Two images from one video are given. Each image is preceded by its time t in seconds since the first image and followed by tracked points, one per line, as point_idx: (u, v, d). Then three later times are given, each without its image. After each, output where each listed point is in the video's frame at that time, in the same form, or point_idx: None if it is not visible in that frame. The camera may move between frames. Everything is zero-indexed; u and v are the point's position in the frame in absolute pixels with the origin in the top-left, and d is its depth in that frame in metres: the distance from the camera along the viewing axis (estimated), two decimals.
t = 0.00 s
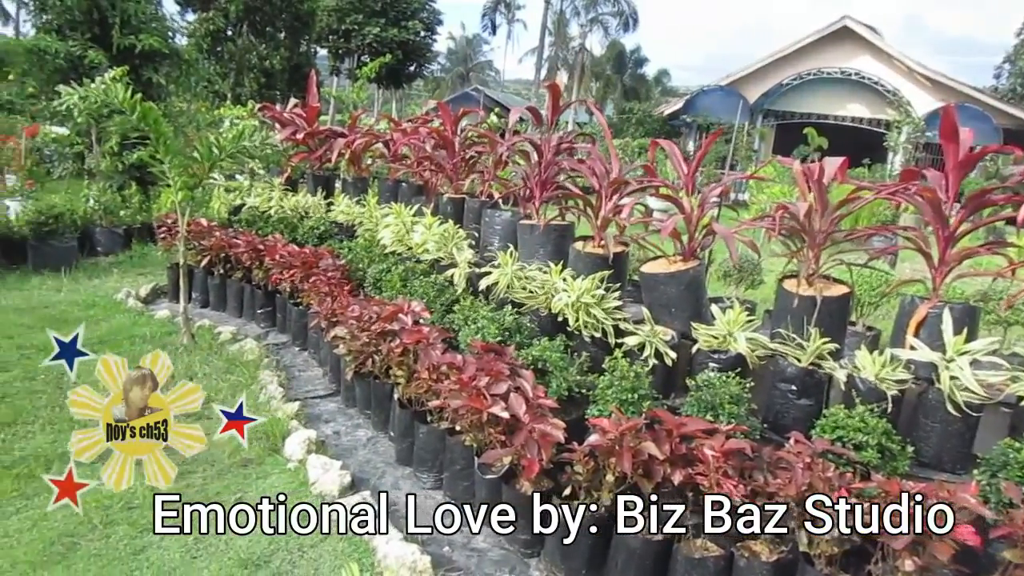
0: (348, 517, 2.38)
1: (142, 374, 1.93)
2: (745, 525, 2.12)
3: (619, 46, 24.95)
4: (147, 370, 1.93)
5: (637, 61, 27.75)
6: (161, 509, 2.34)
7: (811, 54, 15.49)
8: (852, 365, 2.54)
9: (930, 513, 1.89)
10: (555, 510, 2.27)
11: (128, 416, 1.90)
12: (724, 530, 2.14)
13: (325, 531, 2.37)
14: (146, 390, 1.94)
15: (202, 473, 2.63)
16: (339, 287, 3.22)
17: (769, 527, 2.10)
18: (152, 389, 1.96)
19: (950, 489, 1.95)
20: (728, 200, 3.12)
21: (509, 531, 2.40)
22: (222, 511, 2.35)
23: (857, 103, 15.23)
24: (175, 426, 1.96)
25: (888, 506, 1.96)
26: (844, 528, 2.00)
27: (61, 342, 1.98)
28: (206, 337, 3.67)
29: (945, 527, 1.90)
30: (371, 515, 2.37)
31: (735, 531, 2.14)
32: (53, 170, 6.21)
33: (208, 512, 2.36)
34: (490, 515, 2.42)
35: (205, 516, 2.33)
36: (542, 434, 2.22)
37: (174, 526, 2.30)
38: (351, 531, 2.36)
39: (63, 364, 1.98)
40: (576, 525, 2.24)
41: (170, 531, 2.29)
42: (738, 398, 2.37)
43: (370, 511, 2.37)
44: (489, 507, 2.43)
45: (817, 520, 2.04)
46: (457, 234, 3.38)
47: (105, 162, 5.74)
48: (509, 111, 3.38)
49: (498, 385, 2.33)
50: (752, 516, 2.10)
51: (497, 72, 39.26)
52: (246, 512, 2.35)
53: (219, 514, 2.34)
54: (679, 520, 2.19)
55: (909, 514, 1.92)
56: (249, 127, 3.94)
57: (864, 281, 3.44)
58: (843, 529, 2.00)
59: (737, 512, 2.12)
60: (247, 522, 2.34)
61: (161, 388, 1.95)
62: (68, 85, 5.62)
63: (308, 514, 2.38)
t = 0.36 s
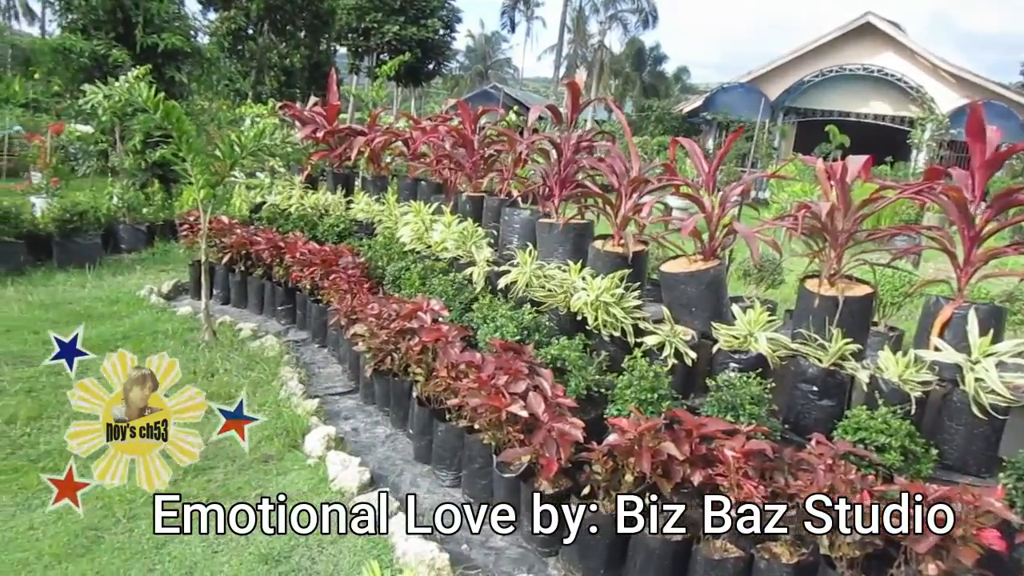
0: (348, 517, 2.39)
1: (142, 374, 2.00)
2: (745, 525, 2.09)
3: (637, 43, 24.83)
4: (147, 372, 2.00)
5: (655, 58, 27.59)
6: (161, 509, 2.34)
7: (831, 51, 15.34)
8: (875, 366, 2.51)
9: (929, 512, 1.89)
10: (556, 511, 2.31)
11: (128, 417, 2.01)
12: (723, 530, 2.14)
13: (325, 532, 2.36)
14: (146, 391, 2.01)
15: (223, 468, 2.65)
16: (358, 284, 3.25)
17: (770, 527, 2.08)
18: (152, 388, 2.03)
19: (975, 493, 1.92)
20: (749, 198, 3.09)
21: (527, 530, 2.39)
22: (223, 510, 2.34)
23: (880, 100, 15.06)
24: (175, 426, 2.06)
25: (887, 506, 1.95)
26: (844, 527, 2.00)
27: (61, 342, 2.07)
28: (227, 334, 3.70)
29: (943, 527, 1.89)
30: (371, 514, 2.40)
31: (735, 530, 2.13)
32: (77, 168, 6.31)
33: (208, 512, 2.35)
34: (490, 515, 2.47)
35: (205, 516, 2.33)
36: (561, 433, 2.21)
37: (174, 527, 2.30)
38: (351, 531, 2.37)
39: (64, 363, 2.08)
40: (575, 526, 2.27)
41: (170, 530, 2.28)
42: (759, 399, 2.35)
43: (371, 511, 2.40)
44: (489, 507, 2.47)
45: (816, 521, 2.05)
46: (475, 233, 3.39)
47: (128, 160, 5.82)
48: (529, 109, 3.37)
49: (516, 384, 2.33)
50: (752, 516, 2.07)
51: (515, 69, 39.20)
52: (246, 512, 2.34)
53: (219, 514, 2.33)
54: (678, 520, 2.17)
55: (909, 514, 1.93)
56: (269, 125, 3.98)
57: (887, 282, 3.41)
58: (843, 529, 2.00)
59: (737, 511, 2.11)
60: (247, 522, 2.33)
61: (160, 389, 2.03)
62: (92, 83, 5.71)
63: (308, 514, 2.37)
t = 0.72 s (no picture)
0: (349, 517, 2.38)
1: (142, 375, 1.93)
2: (745, 525, 2.10)
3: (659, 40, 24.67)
4: (146, 371, 1.92)
5: (679, 55, 27.46)
6: (162, 508, 2.33)
7: (856, 47, 15.13)
8: (903, 367, 2.48)
9: (928, 513, 1.92)
10: (556, 511, 2.35)
11: (128, 417, 1.97)
12: (724, 530, 2.15)
13: (327, 531, 2.35)
14: (146, 391, 1.96)
15: (247, 465, 2.68)
16: (381, 282, 3.27)
17: (770, 527, 2.07)
18: (151, 388, 1.98)
19: (1006, 497, 1.89)
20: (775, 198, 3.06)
21: (549, 529, 2.39)
22: (222, 510, 2.33)
23: (908, 97, 14.79)
24: (175, 426, 2.03)
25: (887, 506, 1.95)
26: (844, 527, 2.04)
27: (62, 341, 2.04)
28: (251, 330, 3.74)
29: (944, 527, 1.90)
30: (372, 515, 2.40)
31: (736, 531, 2.14)
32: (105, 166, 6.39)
33: (208, 512, 2.34)
34: (490, 515, 2.50)
35: (205, 516, 2.32)
36: (584, 433, 2.21)
37: (174, 526, 2.28)
38: (352, 530, 2.36)
39: (64, 362, 2.06)
40: (576, 526, 2.33)
41: (170, 530, 2.27)
42: (784, 400, 2.32)
43: (371, 511, 2.40)
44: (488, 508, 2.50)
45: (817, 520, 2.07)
46: (498, 231, 3.38)
47: (155, 159, 5.90)
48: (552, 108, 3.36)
49: (539, 383, 2.32)
50: (752, 516, 2.09)
51: (535, 67, 39.12)
52: (246, 511, 2.33)
53: (219, 514, 2.32)
54: (679, 520, 2.18)
55: (906, 514, 1.95)
56: (293, 124, 4.00)
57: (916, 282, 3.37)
58: (842, 528, 2.04)
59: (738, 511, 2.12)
60: (247, 522, 2.31)
61: (161, 388, 1.98)
62: (121, 83, 5.79)
63: (308, 513, 2.37)
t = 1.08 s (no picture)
0: (348, 517, 2.37)
1: (141, 375, 1.87)
2: (745, 525, 2.11)
3: (676, 37, 24.53)
4: (148, 370, 1.87)
5: (696, 53, 27.28)
6: (162, 509, 2.32)
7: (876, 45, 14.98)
8: (922, 370, 2.45)
9: (928, 512, 1.94)
10: (556, 512, 2.40)
11: (128, 416, 1.87)
12: (724, 530, 2.15)
13: (325, 532, 2.34)
14: (146, 390, 1.89)
15: (265, 461, 2.69)
16: (398, 280, 3.28)
17: (770, 527, 2.09)
18: (151, 388, 1.91)
19: None
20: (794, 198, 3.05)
21: (565, 528, 2.38)
22: (221, 511, 2.32)
23: (927, 96, 14.61)
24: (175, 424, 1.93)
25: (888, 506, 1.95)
26: (844, 527, 2.02)
27: (61, 342, 2.03)
28: (269, 327, 3.77)
29: (944, 527, 1.95)
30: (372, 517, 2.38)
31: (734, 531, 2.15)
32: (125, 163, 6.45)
33: (208, 512, 2.33)
34: (490, 515, 2.50)
35: (204, 517, 2.31)
36: (600, 433, 2.20)
37: (173, 527, 2.27)
38: (351, 531, 2.35)
39: (63, 362, 2.05)
40: (575, 525, 2.34)
41: (169, 531, 2.26)
42: (801, 401, 2.31)
43: (371, 512, 2.38)
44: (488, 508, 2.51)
45: (817, 521, 2.04)
46: (514, 230, 3.38)
47: (175, 156, 5.94)
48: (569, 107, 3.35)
49: (555, 382, 2.32)
50: (752, 516, 2.11)
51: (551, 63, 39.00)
52: (246, 511, 2.31)
53: (219, 514, 2.31)
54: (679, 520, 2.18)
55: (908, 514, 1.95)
56: (311, 122, 4.02)
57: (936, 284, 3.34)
58: (843, 528, 2.02)
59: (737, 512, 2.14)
60: (246, 522, 2.30)
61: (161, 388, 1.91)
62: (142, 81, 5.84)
63: (308, 513, 2.36)
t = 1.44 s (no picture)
0: (348, 517, 2.34)
1: (142, 375, 1.81)
2: (745, 525, 2.13)
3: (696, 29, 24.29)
4: (147, 372, 1.80)
5: (717, 45, 27.01)
6: (162, 509, 2.29)
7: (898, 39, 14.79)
8: (945, 369, 2.42)
9: (930, 513, 1.91)
10: (557, 511, 2.43)
11: (128, 417, 1.83)
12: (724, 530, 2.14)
13: (326, 532, 2.31)
14: (146, 390, 1.83)
15: (284, 453, 2.72)
16: (416, 274, 3.29)
17: (769, 527, 2.10)
18: (152, 387, 1.85)
19: None
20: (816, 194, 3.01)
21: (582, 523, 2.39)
22: (222, 510, 2.29)
23: (953, 89, 14.41)
24: (176, 425, 1.88)
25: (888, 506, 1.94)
26: (844, 527, 2.04)
27: (61, 341, 2.01)
28: (288, 320, 3.80)
29: (944, 528, 1.93)
30: (373, 516, 2.35)
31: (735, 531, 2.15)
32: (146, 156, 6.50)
33: (208, 512, 2.30)
34: (489, 516, 2.45)
35: (204, 516, 2.28)
36: (617, 429, 2.20)
37: (174, 527, 2.24)
38: (351, 531, 2.32)
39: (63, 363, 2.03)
40: (576, 525, 2.38)
41: (169, 531, 2.23)
42: (821, 400, 2.29)
43: (371, 512, 2.35)
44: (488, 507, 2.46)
45: (818, 521, 2.06)
46: (533, 225, 3.38)
47: (196, 149, 5.99)
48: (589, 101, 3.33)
49: (574, 378, 2.32)
50: (752, 516, 2.12)
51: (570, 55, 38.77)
52: (246, 511, 2.29)
53: (219, 514, 2.28)
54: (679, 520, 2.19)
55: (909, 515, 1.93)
56: (330, 116, 4.03)
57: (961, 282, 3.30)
58: (843, 528, 2.05)
59: (737, 511, 2.15)
60: (247, 522, 2.27)
61: (161, 388, 1.85)
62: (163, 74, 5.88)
63: (308, 513, 2.32)
